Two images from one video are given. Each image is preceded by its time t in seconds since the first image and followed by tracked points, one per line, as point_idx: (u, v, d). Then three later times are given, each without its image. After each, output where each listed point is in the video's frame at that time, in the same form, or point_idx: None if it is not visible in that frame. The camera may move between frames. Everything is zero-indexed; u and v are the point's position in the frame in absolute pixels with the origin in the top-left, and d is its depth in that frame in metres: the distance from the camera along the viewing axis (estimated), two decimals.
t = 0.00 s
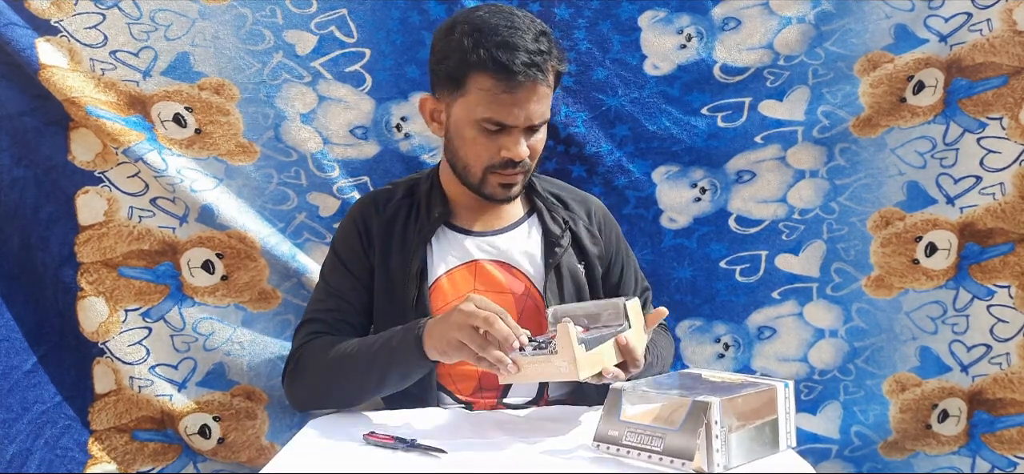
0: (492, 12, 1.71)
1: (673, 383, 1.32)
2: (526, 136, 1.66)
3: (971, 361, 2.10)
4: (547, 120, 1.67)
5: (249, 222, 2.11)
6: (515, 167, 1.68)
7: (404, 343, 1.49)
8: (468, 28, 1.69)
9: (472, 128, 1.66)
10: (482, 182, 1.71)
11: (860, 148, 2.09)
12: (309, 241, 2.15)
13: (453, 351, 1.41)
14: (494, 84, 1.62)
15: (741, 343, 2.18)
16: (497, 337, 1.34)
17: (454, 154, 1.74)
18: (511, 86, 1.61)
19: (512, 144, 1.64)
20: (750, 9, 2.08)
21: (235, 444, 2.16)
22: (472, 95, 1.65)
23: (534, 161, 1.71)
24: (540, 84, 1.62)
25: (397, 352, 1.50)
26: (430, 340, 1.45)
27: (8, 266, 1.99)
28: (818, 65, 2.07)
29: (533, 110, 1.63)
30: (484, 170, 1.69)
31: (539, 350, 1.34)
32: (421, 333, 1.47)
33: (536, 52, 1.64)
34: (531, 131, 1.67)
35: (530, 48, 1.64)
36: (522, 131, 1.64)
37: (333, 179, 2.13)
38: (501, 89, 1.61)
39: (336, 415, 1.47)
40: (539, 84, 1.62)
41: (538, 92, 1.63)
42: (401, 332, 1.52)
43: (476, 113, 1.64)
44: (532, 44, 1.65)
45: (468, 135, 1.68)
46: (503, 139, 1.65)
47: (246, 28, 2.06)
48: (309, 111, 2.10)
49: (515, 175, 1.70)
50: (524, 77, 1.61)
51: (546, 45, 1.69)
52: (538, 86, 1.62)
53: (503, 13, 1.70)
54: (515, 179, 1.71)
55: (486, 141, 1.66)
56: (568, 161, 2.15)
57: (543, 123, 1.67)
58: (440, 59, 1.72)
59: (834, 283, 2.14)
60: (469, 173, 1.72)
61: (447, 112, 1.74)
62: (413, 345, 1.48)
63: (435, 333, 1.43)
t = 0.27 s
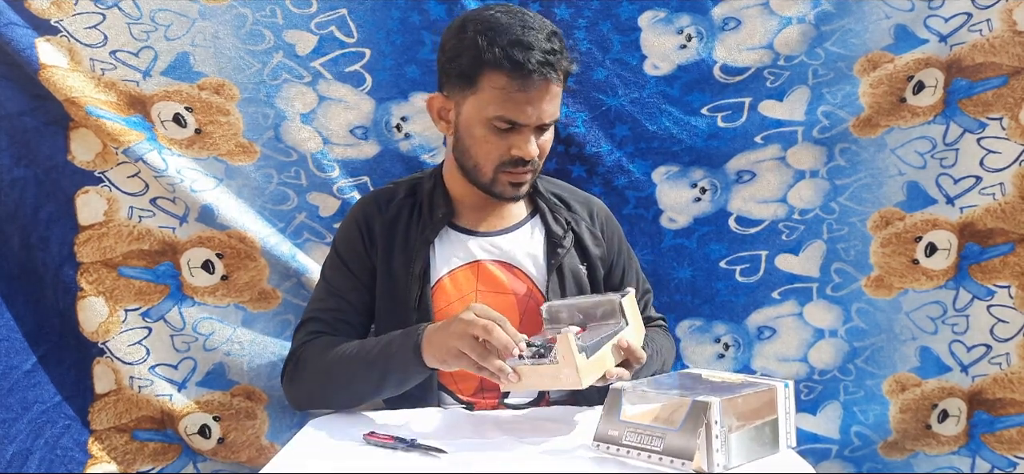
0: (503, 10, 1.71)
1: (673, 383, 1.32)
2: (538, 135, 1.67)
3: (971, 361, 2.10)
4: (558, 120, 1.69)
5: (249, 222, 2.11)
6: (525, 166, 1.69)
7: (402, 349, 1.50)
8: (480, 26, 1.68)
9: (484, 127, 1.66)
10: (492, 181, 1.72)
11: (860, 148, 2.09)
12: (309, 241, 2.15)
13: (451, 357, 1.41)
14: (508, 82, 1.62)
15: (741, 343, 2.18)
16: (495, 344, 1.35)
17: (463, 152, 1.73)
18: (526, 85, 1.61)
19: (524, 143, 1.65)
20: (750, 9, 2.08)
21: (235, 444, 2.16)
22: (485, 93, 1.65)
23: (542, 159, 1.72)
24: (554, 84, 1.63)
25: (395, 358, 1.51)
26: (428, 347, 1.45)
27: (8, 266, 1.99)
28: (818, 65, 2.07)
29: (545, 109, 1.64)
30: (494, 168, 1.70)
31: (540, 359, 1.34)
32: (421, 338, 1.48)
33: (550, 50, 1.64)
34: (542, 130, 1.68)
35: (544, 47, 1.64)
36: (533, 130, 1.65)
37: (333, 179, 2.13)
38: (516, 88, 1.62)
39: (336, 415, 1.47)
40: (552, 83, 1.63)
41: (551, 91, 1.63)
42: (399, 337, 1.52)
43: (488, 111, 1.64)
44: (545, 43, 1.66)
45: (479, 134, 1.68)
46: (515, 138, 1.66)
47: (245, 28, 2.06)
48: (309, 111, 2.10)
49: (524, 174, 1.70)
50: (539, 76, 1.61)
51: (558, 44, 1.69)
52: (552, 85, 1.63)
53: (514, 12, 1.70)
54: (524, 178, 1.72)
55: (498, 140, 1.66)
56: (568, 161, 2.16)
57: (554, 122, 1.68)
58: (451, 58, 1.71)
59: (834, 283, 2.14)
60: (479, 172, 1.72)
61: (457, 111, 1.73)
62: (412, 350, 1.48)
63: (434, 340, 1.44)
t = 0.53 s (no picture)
0: (513, 11, 1.72)
1: (673, 383, 1.33)
2: (539, 135, 1.66)
3: (971, 361, 2.10)
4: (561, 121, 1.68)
5: (249, 223, 2.11)
6: (524, 165, 1.68)
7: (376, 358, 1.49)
8: (488, 23, 1.70)
9: (485, 123, 1.66)
10: (490, 178, 1.71)
11: (860, 148, 2.09)
12: (309, 241, 2.15)
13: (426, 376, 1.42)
14: (511, 78, 1.62)
15: (741, 343, 2.18)
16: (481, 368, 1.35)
17: (464, 148, 1.73)
18: (529, 81, 1.61)
19: (523, 141, 1.64)
20: (750, 9, 2.08)
21: (235, 444, 2.16)
22: (489, 88, 1.65)
23: (543, 161, 1.71)
24: (558, 83, 1.63)
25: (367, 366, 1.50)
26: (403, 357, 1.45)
27: (8, 266, 1.99)
28: (818, 65, 2.07)
29: (547, 109, 1.64)
30: (493, 166, 1.69)
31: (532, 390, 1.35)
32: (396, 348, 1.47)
33: (556, 50, 1.65)
34: (544, 131, 1.67)
35: (550, 47, 1.65)
36: (534, 130, 1.65)
37: (333, 179, 2.13)
38: (519, 84, 1.62)
39: (336, 416, 1.46)
40: (556, 83, 1.63)
41: (555, 91, 1.63)
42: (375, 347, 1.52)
43: (490, 107, 1.64)
44: (552, 42, 1.66)
45: (480, 130, 1.67)
46: (515, 135, 1.65)
47: (246, 28, 2.06)
48: (309, 111, 2.10)
49: (522, 174, 1.69)
50: (543, 74, 1.62)
51: (565, 46, 1.70)
52: (556, 85, 1.63)
53: (523, 12, 1.71)
54: (523, 178, 1.70)
55: (498, 136, 1.66)
56: (568, 162, 2.16)
57: (556, 123, 1.67)
58: (459, 53, 1.72)
59: (834, 283, 2.14)
60: (478, 168, 1.71)
61: (462, 106, 1.73)
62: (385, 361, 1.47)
63: (409, 351, 1.44)
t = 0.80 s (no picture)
0: (513, 9, 1.73)
1: (673, 383, 1.33)
2: (533, 133, 1.66)
3: (971, 361, 2.10)
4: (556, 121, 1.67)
5: (249, 223, 2.11)
6: (518, 163, 1.67)
7: (362, 373, 1.49)
8: (488, 20, 1.71)
9: (479, 118, 1.66)
10: (484, 174, 1.71)
11: (860, 148, 2.09)
12: (309, 241, 2.15)
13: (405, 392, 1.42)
14: (505, 73, 1.62)
15: (741, 343, 2.18)
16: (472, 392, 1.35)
17: (461, 145, 1.73)
18: (522, 77, 1.62)
19: (516, 138, 1.64)
20: (750, 9, 2.08)
21: (235, 444, 2.16)
22: (484, 84, 1.65)
23: (538, 161, 1.70)
24: (551, 81, 1.63)
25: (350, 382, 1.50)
26: (390, 374, 1.45)
27: (8, 266, 1.99)
28: (818, 65, 2.07)
29: (541, 106, 1.64)
30: (486, 162, 1.69)
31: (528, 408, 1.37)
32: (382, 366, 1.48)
33: (551, 48, 1.65)
34: (538, 129, 1.66)
35: (546, 44, 1.65)
36: (528, 127, 1.64)
37: (333, 179, 2.13)
38: (512, 80, 1.62)
39: (336, 416, 1.46)
40: (550, 81, 1.63)
41: (549, 89, 1.63)
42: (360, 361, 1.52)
43: (484, 102, 1.64)
44: (548, 40, 1.67)
45: (474, 126, 1.67)
46: (509, 132, 1.64)
47: (246, 28, 2.06)
48: (309, 111, 2.10)
49: (516, 172, 1.68)
50: (535, 71, 1.62)
51: (563, 45, 1.70)
52: (550, 83, 1.63)
53: (523, 10, 1.72)
54: (517, 176, 1.70)
55: (492, 132, 1.65)
56: (568, 162, 2.16)
57: (551, 122, 1.67)
58: (458, 49, 1.74)
59: (834, 283, 2.14)
60: (472, 165, 1.71)
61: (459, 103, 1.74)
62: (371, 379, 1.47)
63: (396, 367, 1.44)
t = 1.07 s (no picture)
0: (514, 9, 1.74)
1: (672, 383, 1.33)
2: (532, 132, 1.66)
3: (971, 361, 2.10)
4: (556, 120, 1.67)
5: (249, 223, 2.11)
6: (517, 161, 1.67)
7: (367, 361, 1.50)
8: (489, 19, 1.72)
9: (479, 117, 1.66)
10: (485, 173, 1.71)
11: (860, 148, 2.09)
12: (309, 241, 2.15)
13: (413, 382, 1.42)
14: (505, 72, 1.62)
15: (741, 343, 2.18)
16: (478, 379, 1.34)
17: (462, 143, 1.73)
18: (521, 75, 1.62)
19: (515, 136, 1.64)
20: (750, 9, 2.08)
21: (235, 444, 2.17)
22: (484, 83, 1.66)
23: (537, 160, 1.70)
24: (550, 80, 1.62)
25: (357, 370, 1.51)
26: (394, 361, 1.45)
27: (8, 266, 1.99)
28: (818, 65, 2.07)
29: (540, 105, 1.63)
30: (486, 160, 1.69)
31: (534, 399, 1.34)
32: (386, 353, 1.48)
33: (551, 47, 1.65)
34: (538, 128, 1.66)
35: (545, 43, 1.65)
36: (527, 126, 1.64)
37: (333, 179, 2.13)
38: (511, 78, 1.62)
39: (336, 416, 1.46)
40: (550, 80, 1.63)
41: (548, 88, 1.63)
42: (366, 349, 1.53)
43: (484, 100, 1.64)
44: (548, 39, 1.67)
45: (474, 124, 1.67)
46: (508, 131, 1.64)
47: (246, 28, 2.06)
48: (309, 111, 2.10)
49: (515, 170, 1.69)
50: (534, 69, 1.61)
51: (563, 44, 1.70)
52: (550, 82, 1.63)
53: (524, 10, 1.73)
54: (516, 174, 1.70)
55: (491, 131, 1.65)
56: (568, 162, 2.16)
57: (551, 122, 1.67)
58: (459, 47, 1.74)
59: (834, 283, 2.14)
60: (472, 163, 1.71)
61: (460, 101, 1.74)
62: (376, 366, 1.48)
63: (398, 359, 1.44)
